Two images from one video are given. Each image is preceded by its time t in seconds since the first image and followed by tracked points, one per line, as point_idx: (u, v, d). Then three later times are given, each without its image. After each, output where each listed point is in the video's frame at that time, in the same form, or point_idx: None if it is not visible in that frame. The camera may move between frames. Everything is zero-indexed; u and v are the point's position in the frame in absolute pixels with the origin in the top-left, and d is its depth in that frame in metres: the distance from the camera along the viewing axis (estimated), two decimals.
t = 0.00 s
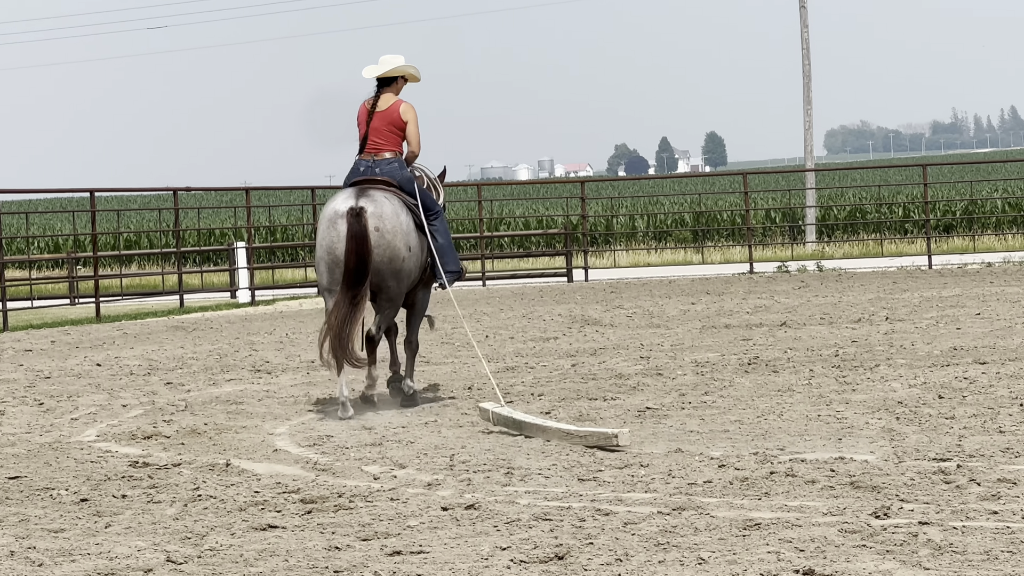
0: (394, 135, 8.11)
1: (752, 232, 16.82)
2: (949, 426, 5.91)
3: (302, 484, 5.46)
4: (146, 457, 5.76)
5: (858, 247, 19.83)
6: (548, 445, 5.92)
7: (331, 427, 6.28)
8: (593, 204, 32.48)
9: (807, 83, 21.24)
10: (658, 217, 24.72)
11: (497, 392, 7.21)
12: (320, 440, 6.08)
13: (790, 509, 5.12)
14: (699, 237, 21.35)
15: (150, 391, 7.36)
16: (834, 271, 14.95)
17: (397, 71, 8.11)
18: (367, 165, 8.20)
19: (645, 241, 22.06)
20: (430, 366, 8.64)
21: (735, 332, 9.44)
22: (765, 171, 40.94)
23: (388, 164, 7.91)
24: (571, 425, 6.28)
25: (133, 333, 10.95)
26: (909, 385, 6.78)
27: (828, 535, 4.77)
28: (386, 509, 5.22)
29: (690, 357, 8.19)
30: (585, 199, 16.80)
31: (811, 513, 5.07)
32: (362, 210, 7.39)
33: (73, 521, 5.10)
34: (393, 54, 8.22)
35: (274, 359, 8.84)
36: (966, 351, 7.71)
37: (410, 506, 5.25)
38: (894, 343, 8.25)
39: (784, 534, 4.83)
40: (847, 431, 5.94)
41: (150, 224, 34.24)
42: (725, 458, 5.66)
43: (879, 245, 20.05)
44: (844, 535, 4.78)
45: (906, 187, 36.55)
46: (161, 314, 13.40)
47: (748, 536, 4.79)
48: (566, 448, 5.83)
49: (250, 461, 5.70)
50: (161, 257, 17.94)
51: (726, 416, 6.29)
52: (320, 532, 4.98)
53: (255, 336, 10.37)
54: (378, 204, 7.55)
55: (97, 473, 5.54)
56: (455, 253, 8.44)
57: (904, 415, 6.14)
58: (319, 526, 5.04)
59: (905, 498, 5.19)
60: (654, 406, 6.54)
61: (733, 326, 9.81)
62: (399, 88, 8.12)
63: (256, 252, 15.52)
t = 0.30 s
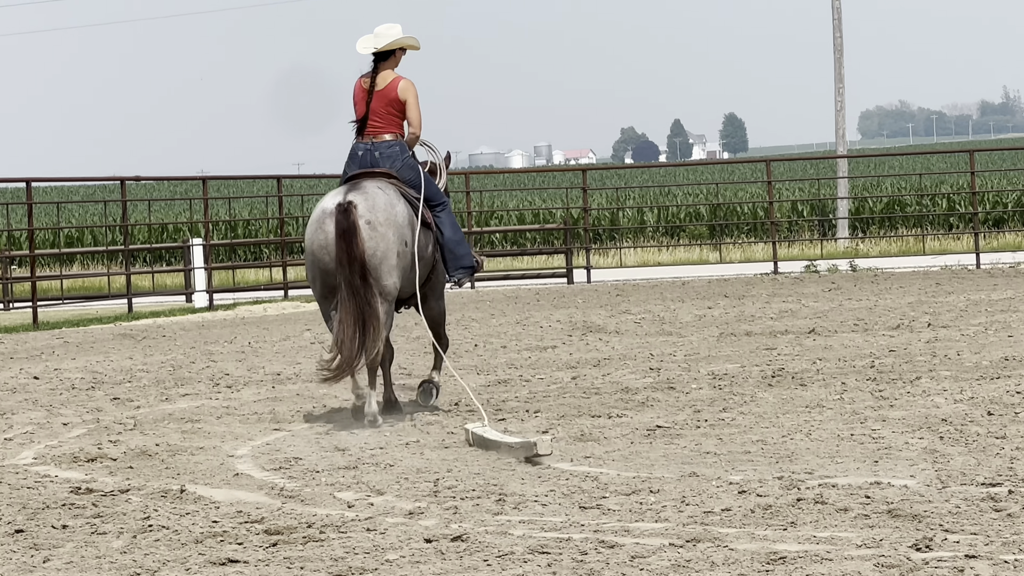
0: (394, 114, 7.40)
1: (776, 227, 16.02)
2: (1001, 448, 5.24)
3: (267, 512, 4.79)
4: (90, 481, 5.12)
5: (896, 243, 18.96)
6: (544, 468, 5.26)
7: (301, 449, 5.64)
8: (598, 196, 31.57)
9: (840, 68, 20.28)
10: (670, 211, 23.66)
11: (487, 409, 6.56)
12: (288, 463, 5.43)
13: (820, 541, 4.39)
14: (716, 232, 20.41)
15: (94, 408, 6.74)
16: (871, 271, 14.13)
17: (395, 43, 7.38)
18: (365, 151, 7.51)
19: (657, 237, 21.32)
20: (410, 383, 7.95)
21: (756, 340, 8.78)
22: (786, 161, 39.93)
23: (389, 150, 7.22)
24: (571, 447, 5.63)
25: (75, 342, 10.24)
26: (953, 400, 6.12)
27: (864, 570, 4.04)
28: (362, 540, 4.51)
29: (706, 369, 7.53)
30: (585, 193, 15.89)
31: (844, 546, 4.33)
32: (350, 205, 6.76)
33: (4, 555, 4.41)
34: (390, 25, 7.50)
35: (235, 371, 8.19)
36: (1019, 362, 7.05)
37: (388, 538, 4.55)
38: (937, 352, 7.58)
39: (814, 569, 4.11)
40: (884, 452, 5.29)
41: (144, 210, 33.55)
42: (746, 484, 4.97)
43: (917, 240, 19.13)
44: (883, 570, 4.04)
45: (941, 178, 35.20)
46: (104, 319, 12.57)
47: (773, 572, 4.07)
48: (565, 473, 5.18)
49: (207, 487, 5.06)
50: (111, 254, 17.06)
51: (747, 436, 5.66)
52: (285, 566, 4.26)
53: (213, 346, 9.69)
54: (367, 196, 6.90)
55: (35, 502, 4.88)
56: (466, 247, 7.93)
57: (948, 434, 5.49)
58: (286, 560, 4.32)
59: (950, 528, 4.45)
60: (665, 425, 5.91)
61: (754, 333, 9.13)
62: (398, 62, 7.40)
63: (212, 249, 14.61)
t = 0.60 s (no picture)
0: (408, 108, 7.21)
1: (783, 228, 15.71)
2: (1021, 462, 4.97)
3: (245, 530, 4.52)
4: (57, 496, 4.87)
5: (907, 245, 18.67)
6: (537, 483, 5.00)
7: (280, 462, 5.41)
8: (596, 194, 31.24)
9: (850, 63, 19.93)
10: (672, 211, 23.30)
11: (477, 422, 6.31)
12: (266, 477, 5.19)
13: (828, 560, 4.09)
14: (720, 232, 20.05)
15: (62, 419, 6.52)
16: (882, 275, 13.81)
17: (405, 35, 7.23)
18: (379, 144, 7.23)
19: (660, 237, 21.07)
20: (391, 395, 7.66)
21: (762, 347, 8.52)
22: (794, 158, 39.54)
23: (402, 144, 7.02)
24: (566, 460, 5.38)
25: (43, 348, 9.97)
26: (970, 411, 5.87)
27: None
28: (344, 559, 4.22)
29: (709, 377, 7.28)
30: (582, 193, 15.58)
31: (854, 565, 4.03)
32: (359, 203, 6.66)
33: None
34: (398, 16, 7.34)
35: (211, 380, 7.95)
36: None
37: (373, 556, 4.25)
38: (953, 360, 7.32)
39: None
40: (897, 466, 5.03)
41: (136, 207, 33.24)
42: (751, 500, 4.70)
43: (930, 242, 18.84)
44: None
45: (955, 176, 34.70)
46: (72, 325, 12.27)
47: None
48: (560, 488, 4.93)
49: (182, 502, 4.82)
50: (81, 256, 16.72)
51: (752, 448, 5.41)
52: None
53: (187, 354, 9.43)
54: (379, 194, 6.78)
55: None
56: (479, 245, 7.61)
57: (965, 446, 5.24)
58: None
59: (966, 546, 4.15)
60: (666, 436, 5.67)
61: (759, 340, 8.87)
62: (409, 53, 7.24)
63: (188, 251, 14.21)
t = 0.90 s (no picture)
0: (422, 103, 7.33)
1: (783, 233, 15.51)
2: None
3: (230, 542, 4.37)
4: (36, 507, 4.75)
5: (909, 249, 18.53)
6: (531, 495, 4.86)
7: (266, 473, 5.30)
8: (592, 198, 31.04)
9: (852, 63, 19.77)
10: (670, 215, 23.16)
11: (469, 431, 6.19)
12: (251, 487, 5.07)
13: (831, 574, 3.93)
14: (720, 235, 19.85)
15: (41, 428, 6.40)
16: (886, 280, 13.64)
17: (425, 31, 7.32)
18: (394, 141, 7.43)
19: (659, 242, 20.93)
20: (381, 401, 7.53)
21: (763, 354, 8.39)
22: (794, 159, 39.31)
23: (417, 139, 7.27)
24: (560, 471, 5.25)
25: (23, 355, 9.84)
26: (977, 421, 5.73)
27: None
28: (332, 570, 4.06)
29: (708, 386, 7.14)
30: (576, 197, 15.42)
31: None
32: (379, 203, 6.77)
33: None
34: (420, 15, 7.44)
35: (196, 388, 7.83)
36: None
37: (362, 568, 4.08)
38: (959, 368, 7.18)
39: None
40: (902, 476, 4.90)
41: (126, 211, 33.07)
42: (751, 512, 4.56)
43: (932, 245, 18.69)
44: None
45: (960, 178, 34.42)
46: (51, 332, 12.11)
47: None
48: (554, 499, 4.79)
49: (165, 513, 4.70)
50: (61, 263, 16.52)
51: (752, 458, 5.28)
52: None
53: (170, 361, 9.30)
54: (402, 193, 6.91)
55: None
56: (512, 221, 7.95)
57: (971, 456, 5.10)
58: None
59: (972, 559, 4.00)
60: (663, 446, 5.54)
61: (760, 347, 8.74)
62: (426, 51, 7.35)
63: (171, 255, 14.08)
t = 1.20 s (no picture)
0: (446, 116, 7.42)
1: (777, 236, 15.42)
2: None
3: (220, 546, 4.34)
4: (24, 512, 4.72)
5: (904, 252, 18.50)
6: (522, 499, 4.84)
7: (256, 477, 5.28)
8: (585, 200, 30.98)
9: (847, 64, 19.74)
10: (663, 217, 23.14)
11: (461, 436, 6.16)
12: (240, 491, 5.05)
13: None
14: (713, 238, 19.78)
15: (30, 432, 6.38)
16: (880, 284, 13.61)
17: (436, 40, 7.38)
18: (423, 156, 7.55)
19: (652, 245, 20.91)
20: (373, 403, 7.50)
21: (756, 358, 8.37)
22: (789, 161, 39.22)
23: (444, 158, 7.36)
24: (552, 475, 5.23)
25: (11, 359, 9.81)
26: (970, 425, 5.71)
27: None
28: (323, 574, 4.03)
29: (702, 390, 7.12)
30: (569, 200, 15.39)
31: None
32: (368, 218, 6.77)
33: None
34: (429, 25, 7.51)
35: (187, 391, 7.81)
36: None
37: (352, 573, 4.05)
38: (953, 372, 7.16)
39: None
40: (895, 481, 4.88)
41: (118, 213, 32.95)
42: (743, 516, 4.53)
43: (927, 248, 18.65)
44: None
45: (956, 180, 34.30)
46: (40, 335, 12.09)
47: None
48: (545, 504, 4.77)
49: (154, 518, 4.68)
50: (50, 265, 16.48)
51: (745, 462, 5.26)
52: None
53: (160, 365, 9.28)
54: (397, 206, 6.84)
55: None
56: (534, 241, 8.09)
57: (965, 461, 5.08)
58: None
59: (966, 565, 3.97)
60: (655, 451, 5.52)
61: (753, 351, 8.71)
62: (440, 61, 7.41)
63: (160, 257, 14.02)
